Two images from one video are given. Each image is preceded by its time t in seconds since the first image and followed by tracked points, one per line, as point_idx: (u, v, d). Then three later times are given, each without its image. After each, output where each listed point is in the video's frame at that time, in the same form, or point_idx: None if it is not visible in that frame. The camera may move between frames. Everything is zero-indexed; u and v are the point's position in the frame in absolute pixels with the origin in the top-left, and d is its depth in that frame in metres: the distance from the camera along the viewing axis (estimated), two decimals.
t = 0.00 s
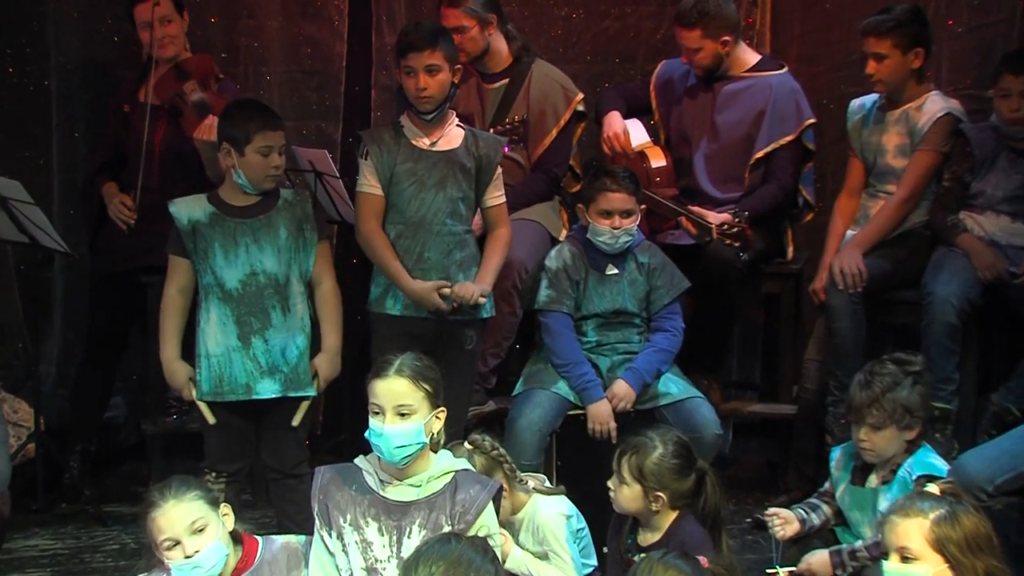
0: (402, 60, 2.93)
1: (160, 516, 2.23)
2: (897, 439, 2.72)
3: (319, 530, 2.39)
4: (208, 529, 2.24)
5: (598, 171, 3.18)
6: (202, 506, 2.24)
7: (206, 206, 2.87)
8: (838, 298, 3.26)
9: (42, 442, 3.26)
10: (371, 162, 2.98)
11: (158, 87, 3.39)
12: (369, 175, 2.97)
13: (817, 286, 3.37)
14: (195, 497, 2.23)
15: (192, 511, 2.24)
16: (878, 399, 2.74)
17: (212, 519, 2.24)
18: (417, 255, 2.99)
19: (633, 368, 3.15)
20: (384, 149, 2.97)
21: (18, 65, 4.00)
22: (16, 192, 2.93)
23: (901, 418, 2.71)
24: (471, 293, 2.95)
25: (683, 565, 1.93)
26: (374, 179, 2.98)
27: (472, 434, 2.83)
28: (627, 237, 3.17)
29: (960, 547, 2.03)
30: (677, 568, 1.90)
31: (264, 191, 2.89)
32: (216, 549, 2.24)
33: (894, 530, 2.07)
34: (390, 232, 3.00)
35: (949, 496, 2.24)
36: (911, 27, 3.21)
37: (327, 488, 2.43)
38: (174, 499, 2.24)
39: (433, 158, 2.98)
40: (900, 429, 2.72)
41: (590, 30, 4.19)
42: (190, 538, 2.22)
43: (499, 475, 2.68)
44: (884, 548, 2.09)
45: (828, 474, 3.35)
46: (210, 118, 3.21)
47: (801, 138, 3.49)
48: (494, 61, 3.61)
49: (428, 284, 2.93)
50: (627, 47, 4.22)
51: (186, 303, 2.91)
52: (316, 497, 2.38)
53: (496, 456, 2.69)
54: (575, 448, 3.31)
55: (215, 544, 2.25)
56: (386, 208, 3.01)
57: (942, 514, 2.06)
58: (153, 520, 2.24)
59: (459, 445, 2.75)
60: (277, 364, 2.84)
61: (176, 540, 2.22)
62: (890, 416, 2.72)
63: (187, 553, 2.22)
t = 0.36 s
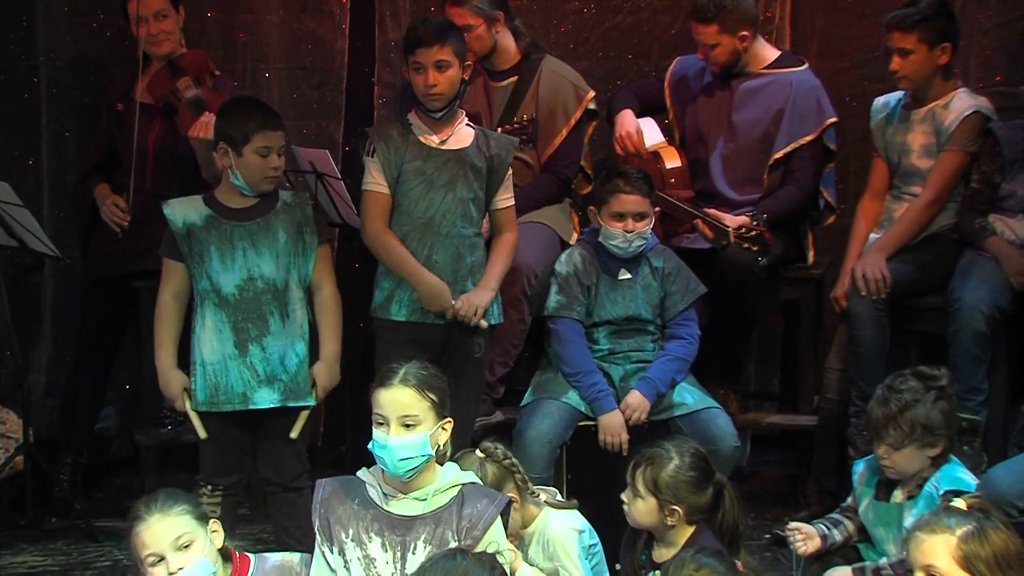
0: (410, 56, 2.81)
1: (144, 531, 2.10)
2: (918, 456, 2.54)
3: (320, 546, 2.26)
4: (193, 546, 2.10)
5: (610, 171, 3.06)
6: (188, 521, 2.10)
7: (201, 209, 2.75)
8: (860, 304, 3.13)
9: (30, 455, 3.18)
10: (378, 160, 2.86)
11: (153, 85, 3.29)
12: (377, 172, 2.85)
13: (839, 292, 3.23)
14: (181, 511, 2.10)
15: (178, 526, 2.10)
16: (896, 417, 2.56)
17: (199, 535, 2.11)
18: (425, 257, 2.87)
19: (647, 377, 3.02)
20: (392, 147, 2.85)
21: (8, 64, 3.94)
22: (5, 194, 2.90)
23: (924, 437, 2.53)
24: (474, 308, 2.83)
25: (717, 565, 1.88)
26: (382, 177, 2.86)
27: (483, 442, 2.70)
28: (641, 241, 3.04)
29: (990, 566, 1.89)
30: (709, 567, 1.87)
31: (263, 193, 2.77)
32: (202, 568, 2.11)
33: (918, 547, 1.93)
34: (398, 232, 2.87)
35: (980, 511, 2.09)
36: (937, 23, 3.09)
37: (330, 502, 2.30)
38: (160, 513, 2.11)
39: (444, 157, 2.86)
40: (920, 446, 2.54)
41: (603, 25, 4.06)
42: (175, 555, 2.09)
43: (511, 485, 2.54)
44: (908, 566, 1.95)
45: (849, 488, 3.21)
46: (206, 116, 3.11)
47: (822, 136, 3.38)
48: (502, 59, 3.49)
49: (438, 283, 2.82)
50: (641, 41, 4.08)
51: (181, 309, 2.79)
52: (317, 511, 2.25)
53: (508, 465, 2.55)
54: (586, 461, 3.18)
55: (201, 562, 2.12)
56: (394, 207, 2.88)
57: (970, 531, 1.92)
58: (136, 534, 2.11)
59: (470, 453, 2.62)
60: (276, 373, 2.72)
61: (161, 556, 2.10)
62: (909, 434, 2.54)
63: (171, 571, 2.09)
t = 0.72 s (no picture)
0: (417, 60, 2.79)
1: (148, 544, 2.07)
2: (931, 464, 2.51)
3: (326, 554, 2.24)
4: (199, 555, 2.08)
5: (620, 176, 3.03)
6: (189, 530, 2.08)
7: (207, 214, 2.73)
8: (872, 310, 3.09)
9: (35, 461, 3.17)
10: (386, 164, 2.84)
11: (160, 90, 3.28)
12: (385, 177, 2.83)
13: (850, 299, 3.21)
14: (182, 520, 2.08)
15: (182, 537, 2.08)
16: (907, 425, 2.52)
17: (202, 543, 2.09)
18: (433, 261, 2.84)
19: (656, 384, 2.98)
20: (400, 151, 2.83)
21: (12, 66, 3.92)
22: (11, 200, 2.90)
23: (937, 445, 2.49)
24: (479, 319, 2.78)
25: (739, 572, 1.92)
26: (389, 181, 2.84)
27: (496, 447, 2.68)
28: (651, 246, 3.01)
29: None
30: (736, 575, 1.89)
31: (269, 198, 2.74)
32: None
33: (933, 558, 1.89)
34: (406, 237, 2.85)
35: (996, 519, 2.05)
36: (951, 26, 3.07)
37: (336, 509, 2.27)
38: (160, 526, 2.08)
39: (453, 161, 2.83)
40: (933, 454, 2.51)
41: (611, 29, 4.04)
42: (182, 565, 2.06)
43: (521, 491, 2.51)
44: None
45: (861, 495, 3.18)
46: (213, 122, 3.10)
47: (834, 140, 3.35)
48: (511, 64, 3.46)
49: (447, 291, 2.78)
50: (649, 44, 4.05)
51: (188, 314, 2.76)
52: (323, 519, 2.23)
53: (518, 471, 2.51)
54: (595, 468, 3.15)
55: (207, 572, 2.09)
56: (403, 211, 2.86)
57: (986, 539, 1.88)
58: (138, 551, 2.07)
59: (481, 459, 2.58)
60: (284, 378, 2.70)
61: (167, 569, 2.06)
62: (920, 442, 2.50)
63: None
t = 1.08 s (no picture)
0: (421, 64, 2.80)
1: (161, 542, 2.07)
2: (936, 469, 2.50)
3: (331, 560, 2.23)
4: (210, 559, 2.07)
5: (624, 181, 3.03)
6: (204, 533, 2.08)
7: (212, 218, 2.73)
8: (877, 315, 3.09)
9: (40, 465, 3.17)
10: (390, 169, 2.85)
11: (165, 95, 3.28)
12: (389, 182, 2.84)
13: (855, 303, 3.19)
14: (198, 523, 2.08)
15: (196, 539, 2.08)
16: (913, 430, 2.52)
17: (215, 547, 2.08)
18: (437, 267, 2.84)
19: (661, 389, 2.98)
20: (404, 156, 2.83)
21: (18, 72, 3.93)
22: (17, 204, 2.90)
23: (942, 450, 2.48)
24: (482, 323, 2.77)
25: None
26: (392, 186, 2.84)
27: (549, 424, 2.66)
28: (655, 251, 3.01)
29: None
30: None
31: (274, 203, 2.74)
32: None
33: (937, 563, 1.88)
34: (409, 242, 2.85)
35: (1003, 525, 2.05)
36: (957, 30, 3.06)
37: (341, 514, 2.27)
38: (177, 526, 2.09)
39: (457, 165, 2.83)
40: (938, 460, 2.50)
41: (615, 34, 4.04)
42: (193, 567, 2.06)
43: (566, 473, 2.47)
44: None
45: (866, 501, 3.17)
46: (218, 129, 3.10)
47: (840, 146, 3.35)
48: (518, 69, 3.47)
49: (450, 298, 2.78)
50: (654, 49, 4.05)
51: (192, 319, 2.76)
52: (328, 524, 2.23)
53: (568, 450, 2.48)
54: (600, 473, 3.15)
55: None
56: (407, 216, 2.85)
57: (992, 546, 1.88)
58: (152, 548, 2.08)
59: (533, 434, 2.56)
60: (289, 384, 2.69)
61: (177, 569, 2.06)
62: (925, 447, 2.49)
63: None
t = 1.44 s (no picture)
0: (427, 67, 2.80)
1: (159, 550, 2.07)
2: (940, 473, 2.49)
3: (334, 564, 2.23)
4: (208, 564, 2.07)
5: (628, 184, 3.02)
6: (200, 539, 2.08)
7: (215, 222, 2.73)
8: (881, 319, 3.09)
9: (44, 469, 3.18)
10: (392, 171, 2.84)
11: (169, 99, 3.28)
12: (390, 185, 2.84)
13: (856, 307, 3.20)
14: (194, 529, 2.08)
15: (193, 546, 2.07)
16: (915, 434, 2.51)
17: (213, 553, 2.08)
18: (439, 270, 2.84)
19: (666, 393, 2.97)
20: (407, 159, 2.83)
21: (22, 76, 3.94)
22: (21, 208, 2.90)
23: (945, 454, 2.48)
24: (484, 326, 2.77)
25: None
26: (393, 189, 2.84)
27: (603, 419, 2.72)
28: (659, 254, 3.01)
29: None
30: None
31: (277, 207, 2.74)
32: None
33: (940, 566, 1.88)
34: (411, 246, 2.84)
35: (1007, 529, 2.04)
36: (962, 34, 3.06)
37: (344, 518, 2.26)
38: (174, 534, 2.09)
39: (459, 168, 2.83)
40: (941, 464, 2.49)
41: (619, 37, 4.04)
42: (190, 574, 2.05)
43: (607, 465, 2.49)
44: None
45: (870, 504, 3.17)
46: (222, 134, 3.10)
47: (844, 149, 3.34)
48: (522, 73, 3.47)
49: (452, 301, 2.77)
50: (657, 53, 4.05)
51: (195, 323, 2.76)
52: (331, 528, 2.23)
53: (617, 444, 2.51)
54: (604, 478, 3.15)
55: None
56: (409, 219, 2.85)
57: (997, 549, 1.87)
58: (149, 558, 2.07)
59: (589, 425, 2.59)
60: (291, 388, 2.69)
61: None
62: (929, 451, 2.48)
63: None
